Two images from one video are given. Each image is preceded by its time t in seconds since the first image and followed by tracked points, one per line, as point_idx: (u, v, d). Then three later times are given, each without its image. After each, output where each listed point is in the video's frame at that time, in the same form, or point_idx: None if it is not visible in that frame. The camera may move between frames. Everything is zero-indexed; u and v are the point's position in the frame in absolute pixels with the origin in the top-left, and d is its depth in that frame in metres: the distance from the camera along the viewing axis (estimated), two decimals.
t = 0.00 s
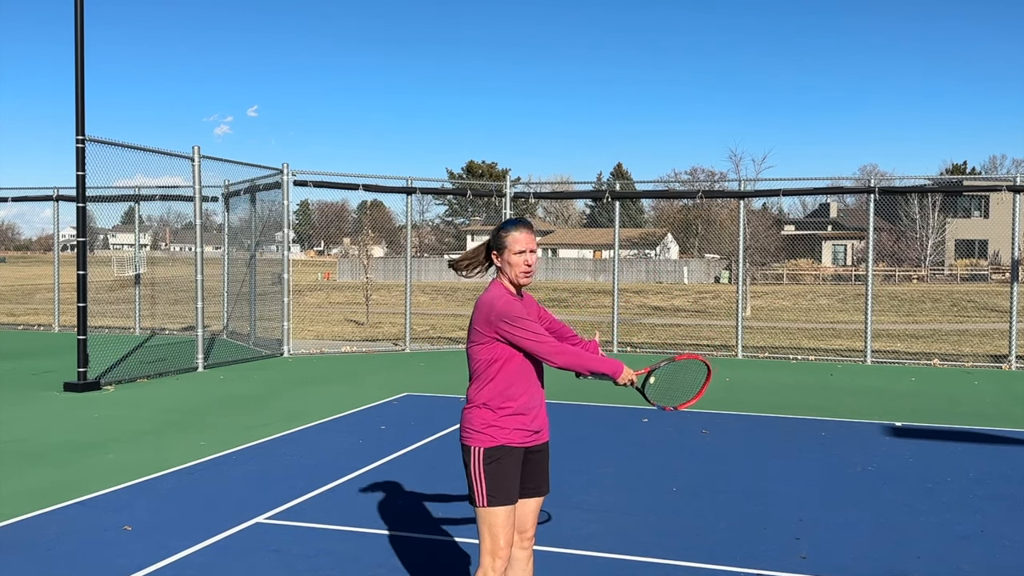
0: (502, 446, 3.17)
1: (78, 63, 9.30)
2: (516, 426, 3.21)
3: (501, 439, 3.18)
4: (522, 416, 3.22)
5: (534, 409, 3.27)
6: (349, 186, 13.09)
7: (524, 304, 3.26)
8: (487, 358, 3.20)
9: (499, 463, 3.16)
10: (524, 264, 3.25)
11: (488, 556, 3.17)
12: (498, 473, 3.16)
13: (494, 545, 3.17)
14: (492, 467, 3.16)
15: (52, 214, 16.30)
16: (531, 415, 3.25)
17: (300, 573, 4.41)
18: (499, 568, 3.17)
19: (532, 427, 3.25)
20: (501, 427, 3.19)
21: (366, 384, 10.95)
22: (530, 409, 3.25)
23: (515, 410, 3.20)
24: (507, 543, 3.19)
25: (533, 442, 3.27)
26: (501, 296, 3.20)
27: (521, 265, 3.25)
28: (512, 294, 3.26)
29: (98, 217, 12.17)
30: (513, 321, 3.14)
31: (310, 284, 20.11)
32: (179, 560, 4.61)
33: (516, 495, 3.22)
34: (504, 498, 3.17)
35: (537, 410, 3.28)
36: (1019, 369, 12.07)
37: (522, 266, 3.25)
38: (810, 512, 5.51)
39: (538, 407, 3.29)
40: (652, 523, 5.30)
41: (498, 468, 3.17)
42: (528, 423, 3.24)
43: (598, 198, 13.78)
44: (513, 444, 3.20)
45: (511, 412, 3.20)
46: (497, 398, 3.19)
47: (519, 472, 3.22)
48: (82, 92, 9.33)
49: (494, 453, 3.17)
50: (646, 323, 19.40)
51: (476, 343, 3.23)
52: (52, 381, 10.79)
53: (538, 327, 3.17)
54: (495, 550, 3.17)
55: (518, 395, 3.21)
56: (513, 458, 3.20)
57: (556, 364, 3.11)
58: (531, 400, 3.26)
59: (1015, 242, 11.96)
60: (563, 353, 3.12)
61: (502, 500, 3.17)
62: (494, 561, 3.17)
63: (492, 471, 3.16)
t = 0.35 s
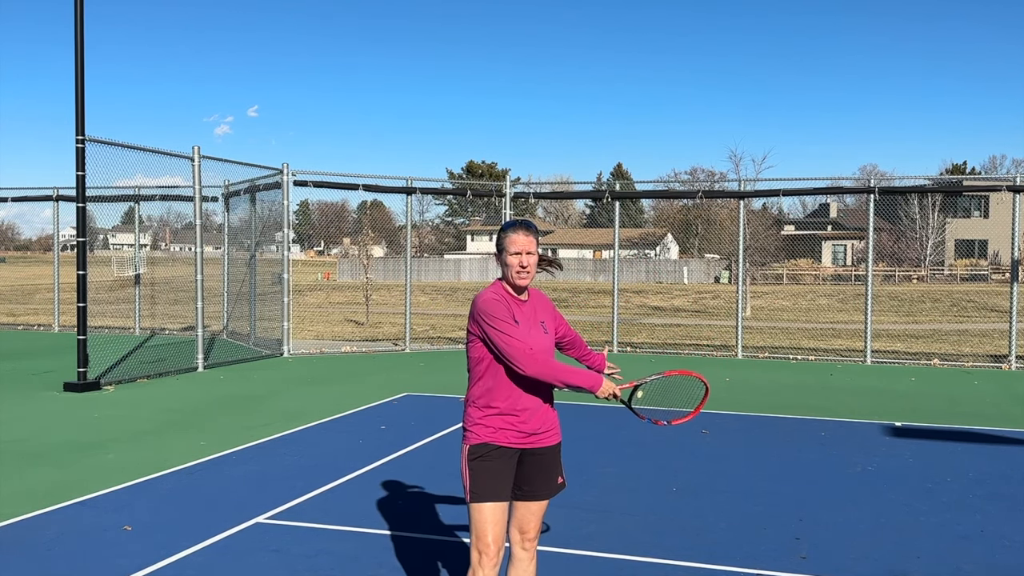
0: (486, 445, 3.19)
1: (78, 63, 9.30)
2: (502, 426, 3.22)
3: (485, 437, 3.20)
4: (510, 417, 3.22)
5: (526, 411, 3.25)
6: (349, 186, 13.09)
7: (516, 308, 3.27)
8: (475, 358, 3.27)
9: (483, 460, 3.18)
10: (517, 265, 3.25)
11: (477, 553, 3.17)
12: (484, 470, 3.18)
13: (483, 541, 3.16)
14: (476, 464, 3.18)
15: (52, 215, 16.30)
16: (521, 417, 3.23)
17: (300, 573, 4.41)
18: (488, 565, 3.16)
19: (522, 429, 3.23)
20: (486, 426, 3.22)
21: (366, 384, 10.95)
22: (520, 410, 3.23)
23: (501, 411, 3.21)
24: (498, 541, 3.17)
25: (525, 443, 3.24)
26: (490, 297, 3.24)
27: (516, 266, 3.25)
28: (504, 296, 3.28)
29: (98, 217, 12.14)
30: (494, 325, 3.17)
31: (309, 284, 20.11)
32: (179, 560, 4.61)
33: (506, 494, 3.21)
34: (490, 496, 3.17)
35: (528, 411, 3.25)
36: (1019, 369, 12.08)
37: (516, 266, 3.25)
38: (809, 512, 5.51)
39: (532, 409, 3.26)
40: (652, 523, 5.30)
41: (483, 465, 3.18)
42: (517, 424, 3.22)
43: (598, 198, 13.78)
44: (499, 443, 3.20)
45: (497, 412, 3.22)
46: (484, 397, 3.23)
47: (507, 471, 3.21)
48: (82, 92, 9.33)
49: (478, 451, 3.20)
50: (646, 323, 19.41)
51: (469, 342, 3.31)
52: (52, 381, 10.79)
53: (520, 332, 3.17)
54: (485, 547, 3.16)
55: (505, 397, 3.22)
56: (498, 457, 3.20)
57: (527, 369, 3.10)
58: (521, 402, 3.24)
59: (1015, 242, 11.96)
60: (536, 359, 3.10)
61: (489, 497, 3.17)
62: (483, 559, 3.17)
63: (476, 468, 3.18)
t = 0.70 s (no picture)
0: (499, 445, 3.19)
1: (78, 63, 9.31)
2: (515, 426, 3.22)
3: (499, 438, 3.20)
4: (522, 416, 3.22)
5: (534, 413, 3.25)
6: (349, 186, 13.09)
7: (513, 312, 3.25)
8: (479, 363, 3.28)
9: (497, 461, 3.18)
10: (515, 268, 3.23)
11: (489, 557, 3.16)
12: (498, 472, 3.17)
13: (497, 545, 3.15)
14: (490, 465, 3.18)
15: (52, 214, 16.30)
16: (532, 416, 3.24)
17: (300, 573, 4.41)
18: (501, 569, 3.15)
19: (534, 428, 3.24)
20: (500, 427, 3.21)
21: (366, 384, 10.95)
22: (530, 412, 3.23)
23: (514, 411, 3.21)
24: (510, 545, 3.17)
25: (538, 443, 3.25)
26: (486, 303, 3.22)
27: (514, 270, 3.24)
28: (503, 299, 3.27)
29: (98, 217, 12.12)
30: (488, 332, 3.17)
31: (309, 284, 20.11)
32: (179, 560, 4.61)
33: (519, 497, 3.20)
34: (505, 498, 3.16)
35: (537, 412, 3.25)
36: (1019, 369, 12.07)
37: (513, 270, 3.24)
38: (809, 512, 5.51)
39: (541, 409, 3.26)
40: (652, 523, 5.30)
41: (496, 467, 3.18)
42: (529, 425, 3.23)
43: (598, 198, 13.77)
44: (513, 443, 3.21)
45: (509, 412, 3.22)
46: (492, 401, 3.23)
47: (520, 473, 3.20)
48: (82, 92, 9.33)
49: (492, 451, 3.19)
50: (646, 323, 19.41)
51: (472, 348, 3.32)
52: (52, 381, 10.79)
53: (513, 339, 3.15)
54: (497, 551, 3.15)
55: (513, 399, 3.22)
56: (512, 458, 3.19)
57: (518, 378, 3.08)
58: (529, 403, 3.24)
59: (1016, 242, 11.95)
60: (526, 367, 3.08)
61: (502, 500, 3.16)
62: (495, 564, 3.15)
63: (490, 469, 3.17)
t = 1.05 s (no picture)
0: (499, 443, 3.20)
1: (77, 63, 9.31)
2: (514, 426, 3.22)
3: (499, 436, 3.20)
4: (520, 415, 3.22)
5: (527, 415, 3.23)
6: (349, 186, 13.08)
7: (508, 313, 3.22)
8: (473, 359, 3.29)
9: (496, 459, 3.18)
10: (517, 263, 3.25)
11: (487, 555, 3.15)
12: (496, 470, 3.17)
13: (495, 543, 3.15)
14: (489, 463, 3.18)
15: (52, 215, 16.31)
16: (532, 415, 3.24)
17: (300, 573, 4.42)
18: (498, 567, 3.14)
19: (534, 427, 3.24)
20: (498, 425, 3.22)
21: (365, 384, 10.95)
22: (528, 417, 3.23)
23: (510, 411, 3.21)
24: (508, 543, 3.16)
25: (537, 443, 3.25)
26: (484, 301, 3.22)
27: (516, 264, 3.25)
28: (503, 298, 3.25)
29: (98, 217, 12.12)
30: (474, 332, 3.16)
31: (309, 284, 20.12)
32: (179, 559, 4.61)
33: (518, 495, 3.20)
34: (502, 495, 3.16)
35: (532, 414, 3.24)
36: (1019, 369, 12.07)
37: (516, 265, 3.25)
38: (809, 512, 5.51)
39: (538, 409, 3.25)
40: (652, 523, 5.30)
41: (494, 464, 3.18)
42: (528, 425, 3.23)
43: (598, 198, 13.77)
44: (513, 442, 3.21)
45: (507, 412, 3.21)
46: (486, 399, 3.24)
47: (519, 472, 3.20)
48: (82, 92, 9.33)
49: (491, 450, 3.20)
50: (646, 323, 19.41)
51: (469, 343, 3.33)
52: (52, 381, 10.79)
53: (493, 342, 3.12)
54: (496, 549, 3.14)
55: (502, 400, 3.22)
56: (510, 456, 3.19)
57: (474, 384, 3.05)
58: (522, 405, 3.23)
59: (1016, 242, 11.95)
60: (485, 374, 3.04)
61: (500, 497, 3.16)
62: (494, 561, 3.14)
63: (489, 467, 3.17)
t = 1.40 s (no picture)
0: (491, 437, 3.23)
1: (77, 63, 9.30)
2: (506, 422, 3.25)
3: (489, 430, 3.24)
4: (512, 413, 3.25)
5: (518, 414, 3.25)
6: (349, 186, 13.07)
7: (507, 313, 3.25)
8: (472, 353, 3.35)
9: (489, 451, 3.20)
10: (529, 263, 3.24)
11: (485, 546, 3.10)
12: (489, 461, 3.19)
13: (493, 534, 3.10)
14: (482, 455, 3.20)
15: (52, 215, 16.31)
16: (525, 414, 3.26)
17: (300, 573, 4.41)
18: (497, 559, 3.08)
19: (526, 427, 3.26)
20: (490, 419, 3.25)
21: (366, 384, 10.95)
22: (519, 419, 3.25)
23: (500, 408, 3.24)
24: (506, 533, 3.11)
25: (529, 440, 3.26)
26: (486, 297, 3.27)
27: (528, 263, 3.25)
28: (505, 298, 3.28)
29: (99, 217, 12.11)
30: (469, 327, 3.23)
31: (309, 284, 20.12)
32: (180, 560, 4.61)
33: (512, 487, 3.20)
34: (497, 485, 3.16)
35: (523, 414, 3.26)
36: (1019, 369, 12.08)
37: (527, 264, 3.25)
38: (809, 512, 5.51)
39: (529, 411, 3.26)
40: (652, 523, 5.30)
41: (487, 457, 3.20)
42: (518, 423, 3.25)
43: (598, 198, 13.77)
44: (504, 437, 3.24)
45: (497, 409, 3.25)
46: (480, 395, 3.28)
47: (512, 465, 3.22)
48: (82, 92, 9.33)
49: (483, 443, 3.22)
50: (646, 323, 19.41)
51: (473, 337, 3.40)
52: (51, 381, 10.79)
53: (484, 338, 3.17)
54: (494, 540, 3.10)
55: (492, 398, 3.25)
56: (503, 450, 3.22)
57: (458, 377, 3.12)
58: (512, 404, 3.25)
59: (1015, 242, 11.96)
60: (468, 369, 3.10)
61: (495, 487, 3.16)
62: (492, 552, 3.09)
63: (481, 459, 3.19)
